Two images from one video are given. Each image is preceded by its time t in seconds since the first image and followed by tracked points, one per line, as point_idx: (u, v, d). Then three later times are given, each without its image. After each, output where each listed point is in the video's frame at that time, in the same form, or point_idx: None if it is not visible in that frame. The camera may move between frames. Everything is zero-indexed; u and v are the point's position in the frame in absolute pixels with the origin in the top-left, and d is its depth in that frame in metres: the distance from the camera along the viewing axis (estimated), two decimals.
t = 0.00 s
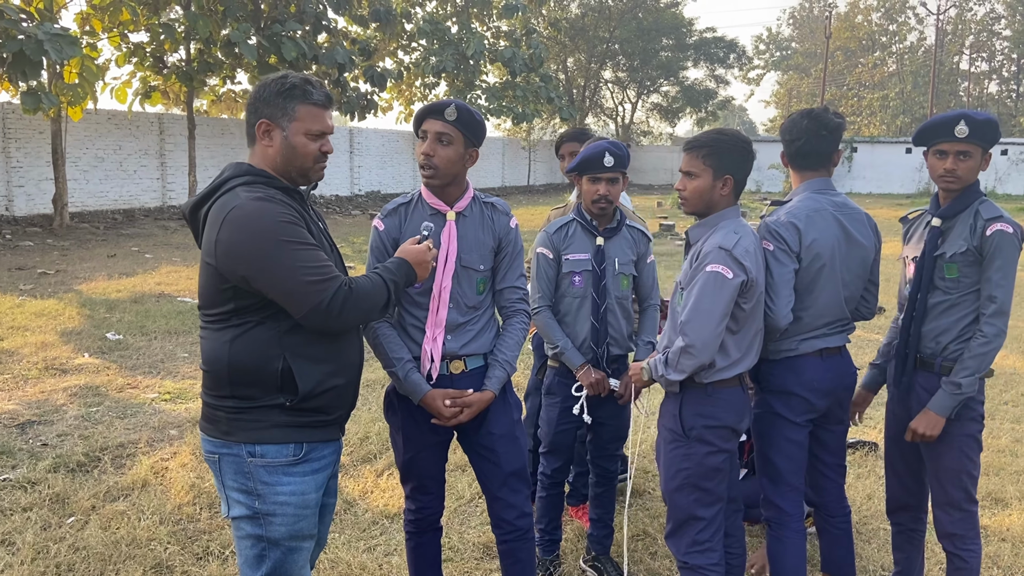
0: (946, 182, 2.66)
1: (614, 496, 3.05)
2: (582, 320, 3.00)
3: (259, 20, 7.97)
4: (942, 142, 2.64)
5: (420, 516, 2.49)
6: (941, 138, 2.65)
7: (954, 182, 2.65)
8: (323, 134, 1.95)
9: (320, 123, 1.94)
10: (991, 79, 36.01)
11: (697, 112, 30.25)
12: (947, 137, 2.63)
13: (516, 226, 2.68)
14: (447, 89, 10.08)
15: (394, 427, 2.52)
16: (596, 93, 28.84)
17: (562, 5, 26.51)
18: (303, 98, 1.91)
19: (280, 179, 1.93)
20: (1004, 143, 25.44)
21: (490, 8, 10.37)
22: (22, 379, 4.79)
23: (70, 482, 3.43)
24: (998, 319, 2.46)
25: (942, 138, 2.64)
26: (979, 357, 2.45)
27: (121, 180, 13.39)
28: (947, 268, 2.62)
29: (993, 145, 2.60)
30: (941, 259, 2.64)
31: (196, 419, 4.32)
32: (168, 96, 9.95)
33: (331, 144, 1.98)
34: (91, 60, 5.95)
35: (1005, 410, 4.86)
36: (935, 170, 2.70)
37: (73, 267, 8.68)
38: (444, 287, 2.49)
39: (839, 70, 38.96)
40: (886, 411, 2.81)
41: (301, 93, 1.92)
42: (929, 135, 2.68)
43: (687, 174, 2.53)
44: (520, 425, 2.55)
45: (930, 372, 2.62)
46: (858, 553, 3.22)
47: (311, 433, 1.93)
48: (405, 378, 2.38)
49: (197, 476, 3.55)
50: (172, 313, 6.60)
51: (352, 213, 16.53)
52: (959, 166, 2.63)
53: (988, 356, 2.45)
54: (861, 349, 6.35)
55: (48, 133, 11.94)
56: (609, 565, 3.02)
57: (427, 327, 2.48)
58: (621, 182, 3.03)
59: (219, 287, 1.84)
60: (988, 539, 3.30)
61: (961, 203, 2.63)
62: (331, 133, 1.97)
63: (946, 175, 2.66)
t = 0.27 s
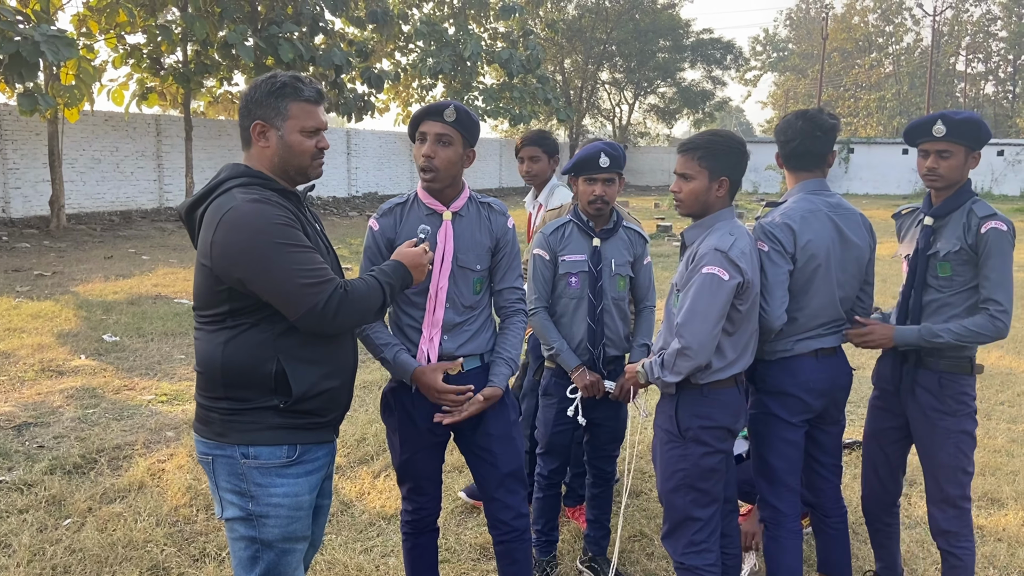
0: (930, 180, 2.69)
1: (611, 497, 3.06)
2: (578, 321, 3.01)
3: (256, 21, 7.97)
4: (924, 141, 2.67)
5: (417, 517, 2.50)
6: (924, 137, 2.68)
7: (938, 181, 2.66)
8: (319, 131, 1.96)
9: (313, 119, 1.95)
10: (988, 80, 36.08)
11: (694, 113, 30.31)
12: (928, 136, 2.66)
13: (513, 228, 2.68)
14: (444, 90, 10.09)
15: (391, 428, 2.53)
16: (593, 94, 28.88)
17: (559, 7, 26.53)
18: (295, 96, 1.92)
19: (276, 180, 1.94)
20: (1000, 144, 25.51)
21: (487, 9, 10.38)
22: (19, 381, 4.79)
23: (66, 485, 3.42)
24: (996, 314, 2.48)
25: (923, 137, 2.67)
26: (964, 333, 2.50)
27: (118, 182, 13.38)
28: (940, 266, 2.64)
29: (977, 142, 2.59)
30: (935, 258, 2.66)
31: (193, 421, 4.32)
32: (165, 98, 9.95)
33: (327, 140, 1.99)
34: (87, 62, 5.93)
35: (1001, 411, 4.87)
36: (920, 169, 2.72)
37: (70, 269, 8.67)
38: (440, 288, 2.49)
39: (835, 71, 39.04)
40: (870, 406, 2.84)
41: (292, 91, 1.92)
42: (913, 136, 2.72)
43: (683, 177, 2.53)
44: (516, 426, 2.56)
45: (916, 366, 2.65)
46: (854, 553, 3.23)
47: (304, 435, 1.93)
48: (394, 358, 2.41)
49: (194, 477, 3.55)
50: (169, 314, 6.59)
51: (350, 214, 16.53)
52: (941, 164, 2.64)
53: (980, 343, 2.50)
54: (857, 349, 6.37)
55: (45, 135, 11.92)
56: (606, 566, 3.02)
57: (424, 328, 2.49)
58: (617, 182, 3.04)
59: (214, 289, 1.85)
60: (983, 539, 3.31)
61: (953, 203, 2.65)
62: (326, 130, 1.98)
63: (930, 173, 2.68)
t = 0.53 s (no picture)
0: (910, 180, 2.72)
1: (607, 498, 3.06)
2: (574, 323, 3.01)
3: (253, 23, 7.97)
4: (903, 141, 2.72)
5: (414, 518, 2.50)
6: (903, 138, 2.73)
7: (917, 180, 2.69)
8: (314, 132, 1.96)
9: (308, 120, 1.95)
10: (984, 81, 36.14)
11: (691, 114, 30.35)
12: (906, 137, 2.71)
13: (508, 229, 2.68)
14: (442, 91, 10.10)
15: (387, 430, 2.53)
16: (590, 96, 28.91)
17: (556, 8, 26.55)
18: (290, 97, 1.92)
19: (271, 183, 1.95)
20: (996, 145, 25.58)
21: (484, 10, 10.40)
22: (15, 383, 4.78)
23: (62, 487, 3.42)
24: (952, 300, 2.49)
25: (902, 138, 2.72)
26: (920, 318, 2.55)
27: (116, 184, 13.37)
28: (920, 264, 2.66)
29: (955, 143, 2.60)
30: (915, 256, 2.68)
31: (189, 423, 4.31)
32: (162, 100, 9.95)
33: (323, 141, 2.00)
34: (84, 63, 5.93)
35: (997, 411, 4.89)
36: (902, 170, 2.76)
37: (67, 271, 8.66)
38: (436, 290, 2.50)
39: (832, 73, 39.09)
40: (863, 402, 2.87)
41: (287, 93, 1.93)
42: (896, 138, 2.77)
43: (682, 178, 2.53)
44: (513, 427, 2.56)
45: (891, 359, 2.70)
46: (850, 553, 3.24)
47: (299, 436, 1.94)
48: (387, 363, 2.40)
49: (191, 479, 3.55)
50: (166, 316, 6.59)
51: (347, 216, 16.53)
52: (918, 163, 2.67)
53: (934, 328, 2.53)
54: (854, 350, 6.38)
55: (42, 137, 11.92)
56: (602, 567, 3.03)
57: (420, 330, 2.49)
58: (612, 183, 3.05)
59: (208, 291, 1.85)
60: (978, 539, 3.32)
61: (935, 203, 2.67)
62: (322, 131, 1.99)
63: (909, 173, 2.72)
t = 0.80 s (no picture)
0: (911, 178, 2.70)
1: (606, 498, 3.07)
2: (572, 324, 3.02)
3: (250, 23, 7.96)
4: (909, 138, 2.70)
5: (413, 519, 2.50)
6: (907, 135, 2.71)
7: (919, 178, 2.68)
8: (315, 134, 1.97)
9: (309, 122, 1.96)
10: (982, 81, 36.21)
11: (689, 115, 30.37)
12: (912, 135, 2.70)
13: (506, 229, 2.69)
14: (440, 92, 10.09)
15: (386, 431, 2.53)
16: (588, 96, 28.92)
17: (554, 8, 26.55)
18: (292, 98, 1.93)
19: (271, 184, 1.95)
20: (993, 145, 25.63)
21: (482, 11, 10.40)
22: (13, 385, 4.78)
23: (61, 488, 3.42)
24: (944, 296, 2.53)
25: (908, 136, 2.70)
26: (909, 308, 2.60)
27: (114, 185, 13.36)
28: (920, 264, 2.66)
29: (958, 144, 2.63)
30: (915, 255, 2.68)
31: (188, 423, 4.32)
32: (160, 101, 9.94)
33: (323, 143, 2.00)
34: (81, 64, 5.92)
35: (995, 411, 4.90)
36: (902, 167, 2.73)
37: (65, 272, 8.65)
38: (435, 290, 2.51)
39: (830, 73, 39.14)
40: (858, 402, 2.85)
41: (289, 94, 1.93)
42: (898, 135, 2.75)
43: (703, 180, 2.50)
44: (512, 428, 2.57)
45: (893, 357, 2.69)
46: (849, 552, 3.24)
47: (299, 437, 1.94)
48: (394, 366, 2.38)
49: (190, 480, 3.55)
50: (164, 317, 6.58)
51: (346, 216, 16.52)
52: (923, 162, 2.66)
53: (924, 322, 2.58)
54: (852, 350, 6.39)
55: (40, 138, 11.90)
56: (601, 567, 3.03)
57: (419, 331, 2.50)
58: (610, 183, 3.05)
59: (208, 292, 1.86)
60: (977, 538, 3.33)
61: (933, 203, 2.69)
62: (322, 133, 1.99)
63: (911, 170, 2.69)
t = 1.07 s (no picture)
0: (917, 179, 2.68)
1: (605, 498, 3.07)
2: (569, 324, 3.02)
3: (249, 24, 7.94)
4: (917, 139, 2.67)
5: (413, 520, 2.50)
6: (915, 135, 2.68)
7: (926, 180, 2.66)
8: (314, 135, 1.97)
9: (308, 123, 1.96)
10: (980, 80, 36.24)
11: (688, 114, 30.38)
12: (920, 134, 2.66)
13: (504, 230, 2.69)
14: (438, 92, 10.09)
15: (386, 432, 2.53)
16: (587, 96, 28.92)
17: (552, 8, 26.54)
18: (290, 99, 1.93)
19: (270, 185, 1.95)
20: (992, 144, 25.66)
21: (480, 11, 10.40)
22: (13, 386, 4.77)
23: (61, 489, 3.42)
24: (940, 294, 2.56)
25: (917, 136, 2.66)
26: (902, 303, 2.61)
27: (112, 186, 13.34)
28: (924, 264, 2.66)
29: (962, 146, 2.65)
30: (918, 255, 2.68)
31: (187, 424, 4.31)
32: (159, 102, 9.94)
33: (322, 144, 2.00)
34: (79, 65, 5.91)
35: (994, 410, 4.90)
36: (908, 167, 2.71)
37: (63, 273, 8.65)
38: (434, 291, 2.50)
39: (828, 73, 39.16)
40: (859, 402, 2.82)
41: (287, 96, 1.93)
42: (905, 133, 2.71)
43: (708, 181, 2.50)
44: (512, 428, 2.57)
45: (898, 357, 2.68)
46: (848, 551, 3.25)
47: (298, 438, 1.94)
48: (398, 383, 2.39)
49: (189, 481, 3.55)
50: (163, 318, 6.58)
51: (344, 217, 16.51)
52: (930, 163, 2.64)
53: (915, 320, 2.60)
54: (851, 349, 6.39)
55: (38, 139, 11.89)
56: (601, 568, 3.04)
57: (418, 331, 2.50)
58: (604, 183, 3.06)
59: (207, 293, 1.85)
60: (977, 537, 3.33)
61: (934, 203, 2.68)
62: (321, 133, 2.00)
63: (918, 171, 2.67)
